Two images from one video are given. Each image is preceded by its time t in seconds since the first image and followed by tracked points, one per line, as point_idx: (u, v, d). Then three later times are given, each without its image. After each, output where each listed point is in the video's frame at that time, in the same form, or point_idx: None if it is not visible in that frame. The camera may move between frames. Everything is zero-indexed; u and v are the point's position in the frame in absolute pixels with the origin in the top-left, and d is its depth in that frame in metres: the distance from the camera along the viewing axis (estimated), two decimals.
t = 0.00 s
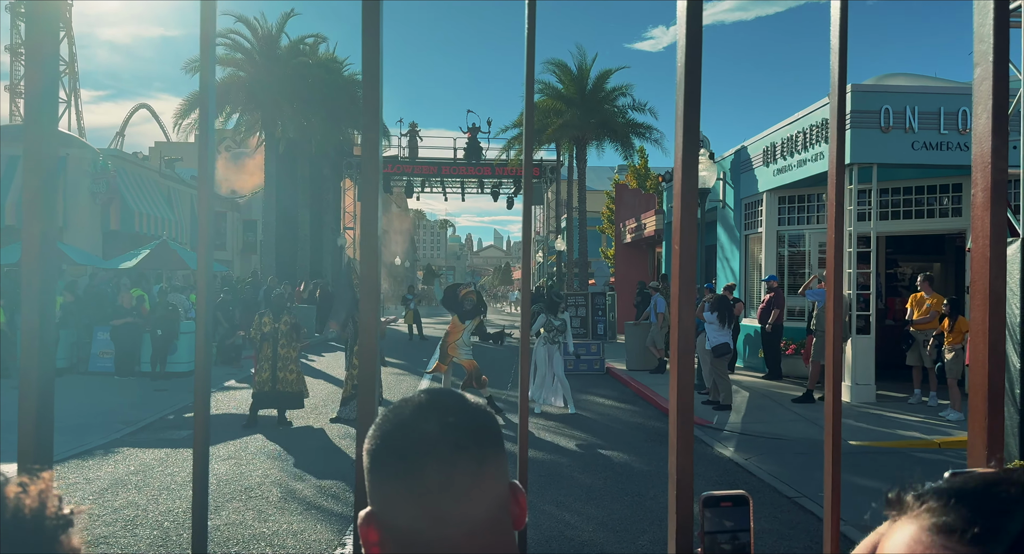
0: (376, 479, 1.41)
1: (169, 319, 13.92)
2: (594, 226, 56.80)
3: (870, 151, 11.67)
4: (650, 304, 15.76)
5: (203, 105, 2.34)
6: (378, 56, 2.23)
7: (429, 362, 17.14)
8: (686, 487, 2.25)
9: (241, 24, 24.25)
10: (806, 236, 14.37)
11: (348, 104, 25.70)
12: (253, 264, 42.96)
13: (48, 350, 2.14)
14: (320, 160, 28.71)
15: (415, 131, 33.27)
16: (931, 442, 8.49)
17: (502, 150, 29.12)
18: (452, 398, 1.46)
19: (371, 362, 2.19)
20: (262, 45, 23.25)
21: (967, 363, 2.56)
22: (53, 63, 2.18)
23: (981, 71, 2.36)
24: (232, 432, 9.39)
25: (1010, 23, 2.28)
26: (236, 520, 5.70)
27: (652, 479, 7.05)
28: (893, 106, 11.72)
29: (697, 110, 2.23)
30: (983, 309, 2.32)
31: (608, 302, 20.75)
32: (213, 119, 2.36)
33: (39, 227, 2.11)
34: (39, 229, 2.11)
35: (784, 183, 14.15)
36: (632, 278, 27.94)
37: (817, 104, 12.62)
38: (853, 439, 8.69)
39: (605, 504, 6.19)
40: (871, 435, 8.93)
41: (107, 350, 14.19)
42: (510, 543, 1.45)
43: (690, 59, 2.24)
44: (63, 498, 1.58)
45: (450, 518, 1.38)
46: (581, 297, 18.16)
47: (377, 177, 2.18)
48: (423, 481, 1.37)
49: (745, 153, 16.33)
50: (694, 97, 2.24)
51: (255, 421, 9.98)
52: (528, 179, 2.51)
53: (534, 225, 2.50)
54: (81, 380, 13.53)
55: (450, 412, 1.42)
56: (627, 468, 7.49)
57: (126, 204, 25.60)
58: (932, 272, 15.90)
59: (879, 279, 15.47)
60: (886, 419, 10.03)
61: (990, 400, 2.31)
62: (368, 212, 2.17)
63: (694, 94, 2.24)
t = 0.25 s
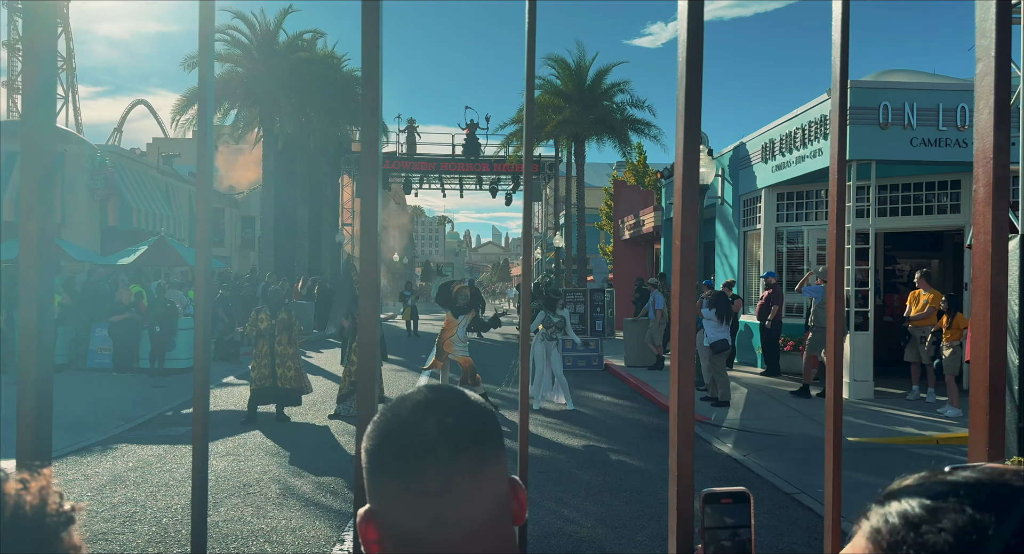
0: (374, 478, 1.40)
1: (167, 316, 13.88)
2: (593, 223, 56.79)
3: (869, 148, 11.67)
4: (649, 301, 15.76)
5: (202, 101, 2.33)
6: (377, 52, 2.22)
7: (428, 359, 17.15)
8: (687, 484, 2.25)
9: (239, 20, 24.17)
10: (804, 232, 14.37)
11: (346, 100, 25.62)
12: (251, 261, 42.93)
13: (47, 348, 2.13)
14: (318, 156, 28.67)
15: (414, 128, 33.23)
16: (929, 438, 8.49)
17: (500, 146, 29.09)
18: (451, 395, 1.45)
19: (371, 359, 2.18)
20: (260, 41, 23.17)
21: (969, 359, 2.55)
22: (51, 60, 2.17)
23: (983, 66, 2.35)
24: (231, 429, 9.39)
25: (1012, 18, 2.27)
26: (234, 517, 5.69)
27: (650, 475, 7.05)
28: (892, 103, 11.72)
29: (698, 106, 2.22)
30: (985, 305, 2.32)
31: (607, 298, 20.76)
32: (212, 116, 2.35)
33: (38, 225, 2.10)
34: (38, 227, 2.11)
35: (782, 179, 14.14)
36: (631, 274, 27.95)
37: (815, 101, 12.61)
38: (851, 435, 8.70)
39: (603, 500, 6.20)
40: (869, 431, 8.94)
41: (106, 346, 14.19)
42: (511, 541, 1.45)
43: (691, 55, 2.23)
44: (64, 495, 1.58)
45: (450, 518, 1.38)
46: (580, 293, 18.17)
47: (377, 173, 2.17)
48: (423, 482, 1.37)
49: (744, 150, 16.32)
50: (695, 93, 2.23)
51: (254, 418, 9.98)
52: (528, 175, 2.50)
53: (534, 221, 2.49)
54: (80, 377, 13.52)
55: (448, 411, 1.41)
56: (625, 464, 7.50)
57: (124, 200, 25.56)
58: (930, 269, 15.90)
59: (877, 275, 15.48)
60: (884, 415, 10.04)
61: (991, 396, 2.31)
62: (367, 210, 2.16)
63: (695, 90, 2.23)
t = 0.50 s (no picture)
0: (372, 477, 1.39)
1: (165, 312, 13.84)
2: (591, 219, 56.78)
3: (868, 144, 11.66)
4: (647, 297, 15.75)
5: (200, 97, 2.31)
6: (377, 47, 2.20)
7: (427, 355, 17.14)
8: (690, 481, 2.24)
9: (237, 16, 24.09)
10: (803, 229, 14.36)
11: (345, 96, 25.55)
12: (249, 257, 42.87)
13: (44, 345, 2.11)
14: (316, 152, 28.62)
15: (412, 124, 33.17)
16: (928, 435, 8.50)
17: (499, 142, 29.05)
18: (449, 393, 1.43)
19: (371, 355, 2.17)
20: (258, 37, 23.08)
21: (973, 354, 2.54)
22: (48, 55, 2.15)
23: (988, 60, 2.33)
24: (230, 425, 9.38)
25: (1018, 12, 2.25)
26: (233, 513, 5.68)
27: (650, 472, 7.05)
28: (891, 99, 11.70)
29: (701, 100, 2.20)
30: (990, 300, 2.31)
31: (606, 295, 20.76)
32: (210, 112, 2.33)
33: (34, 221, 2.08)
34: (34, 224, 2.09)
35: (781, 176, 14.13)
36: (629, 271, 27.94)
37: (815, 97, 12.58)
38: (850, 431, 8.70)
39: (603, 496, 6.20)
40: (869, 427, 8.94)
41: (104, 343, 14.16)
42: (511, 539, 1.44)
43: (694, 50, 2.20)
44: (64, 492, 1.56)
45: (449, 518, 1.37)
46: (579, 289, 18.16)
47: (378, 168, 2.15)
48: (421, 482, 1.35)
49: (742, 146, 16.30)
50: (698, 88, 2.21)
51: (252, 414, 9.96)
52: (530, 171, 2.48)
53: (536, 216, 2.47)
54: (78, 373, 13.49)
55: (446, 410, 1.39)
56: (624, 460, 7.50)
57: (122, 196, 25.50)
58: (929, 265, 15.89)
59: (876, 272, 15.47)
60: (883, 412, 10.05)
61: (996, 392, 2.30)
62: (368, 204, 2.14)
63: (699, 84, 2.21)
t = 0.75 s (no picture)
0: (372, 477, 1.38)
1: (164, 309, 13.82)
2: (591, 215, 56.78)
3: (868, 141, 11.65)
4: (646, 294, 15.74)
5: (201, 93, 2.30)
6: (379, 44, 2.19)
7: (426, 352, 17.14)
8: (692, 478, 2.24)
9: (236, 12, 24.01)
10: (802, 225, 14.33)
11: (343, 92, 25.50)
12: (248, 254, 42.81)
13: (44, 342, 2.11)
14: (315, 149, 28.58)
15: (411, 120, 33.13)
16: (926, 431, 8.51)
17: (498, 139, 29.01)
18: (450, 392, 1.42)
19: (373, 353, 2.17)
20: (257, 34, 22.95)
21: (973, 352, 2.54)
22: (48, 52, 2.14)
23: (990, 57, 2.33)
24: (229, 422, 9.37)
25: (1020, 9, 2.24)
26: (233, 510, 5.68)
27: (649, 468, 7.06)
28: (891, 96, 11.70)
29: (703, 97, 2.19)
30: (991, 297, 2.31)
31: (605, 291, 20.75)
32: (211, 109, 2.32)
33: (34, 218, 2.07)
34: (35, 221, 2.08)
35: (780, 172, 14.13)
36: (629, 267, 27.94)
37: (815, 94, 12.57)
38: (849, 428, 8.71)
39: (601, 493, 6.20)
40: (867, 423, 8.95)
41: (103, 339, 14.14)
42: (512, 538, 1.44)
43: (697, 46, 2.20)
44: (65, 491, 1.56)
45: (449, 517, 1.36)
46: (578, 286, 18.15)
47: (380, 165, 2.14)
48: (421, 482, 1.35)
49: (742, 143, 16.29)
50: (700, 84, 2.20)
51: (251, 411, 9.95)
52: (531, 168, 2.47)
53: (538, 213, 2.46)
54: (76, 370, 13.47)
55: (445, 408, 1.39)
56: (623, 457, 7.51)
57: (120, 193, 25.45)
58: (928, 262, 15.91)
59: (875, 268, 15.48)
60: (881, 408, 10.06)
61: (998, 390, 2.29)
62: (370, 201, 2.14)
63: (701, 79, 2.21)
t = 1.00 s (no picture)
0: (369, 475, 1.39)
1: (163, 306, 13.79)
2: (590, 212, 56.70)
3: (867, 138, 11.65)
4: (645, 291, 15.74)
5: (199, 90, 2.30)
6: (377, 41, 2.19)
7: (425, 349, 17.13)
8: (689, 475, 2.24)
9: (235, 9, 23.93)
10: (801, 222, 14.31)
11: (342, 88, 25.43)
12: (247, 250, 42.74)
13: (42, 340, 2.11)
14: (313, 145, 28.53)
15: (410, 117, 33.07)
16: (924, 428, 8.52)
17: (497, 136, 28.96)
18: (446, 389, 1.43)
19: (370, 350, 2.17)
20: (255, 31, 22.86)
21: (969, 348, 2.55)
22: (46, 49, 2.15)
23: (987, 54, 2.33)
24: (228, 419, 9.37)
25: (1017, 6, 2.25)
26: (231, 507, 5.69)
27: (647, 464, 7.07)
28: (890, 92, 11.69)
29: (700, 94, 2.20)
30: (988, 294, 2.31)
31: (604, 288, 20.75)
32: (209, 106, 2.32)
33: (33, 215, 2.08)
34: (33, 218, 2.08)
35: (779, 169, 14.13)
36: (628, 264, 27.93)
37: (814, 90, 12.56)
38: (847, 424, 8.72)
39: (600, 490, 6.21)
40: (865, 420, 8.96)
41: (101, 336, 14.12)
42: (509, 536, 1.44)
43: (694, 44, 2.20)
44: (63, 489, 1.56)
45: (446, 515, 1.37)
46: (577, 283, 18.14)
47: (377, 161, 2.14)
48: (417, 480, 1.35)
49: (741, 139, 16.28)
50: (697, 81, 2.20)
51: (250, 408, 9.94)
52: (529, 165, 2.47)
53: (535, 211, 2.47)
54: (75, 367, 13.45)
55: (441, 406, 1.39)
56: (621, 453, 7.52)
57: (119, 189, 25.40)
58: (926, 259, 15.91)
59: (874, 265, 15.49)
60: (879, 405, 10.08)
61: (994, 387, 2.30)
62: (367, 199, 2.14)
63: (698, 77, 2.21)
